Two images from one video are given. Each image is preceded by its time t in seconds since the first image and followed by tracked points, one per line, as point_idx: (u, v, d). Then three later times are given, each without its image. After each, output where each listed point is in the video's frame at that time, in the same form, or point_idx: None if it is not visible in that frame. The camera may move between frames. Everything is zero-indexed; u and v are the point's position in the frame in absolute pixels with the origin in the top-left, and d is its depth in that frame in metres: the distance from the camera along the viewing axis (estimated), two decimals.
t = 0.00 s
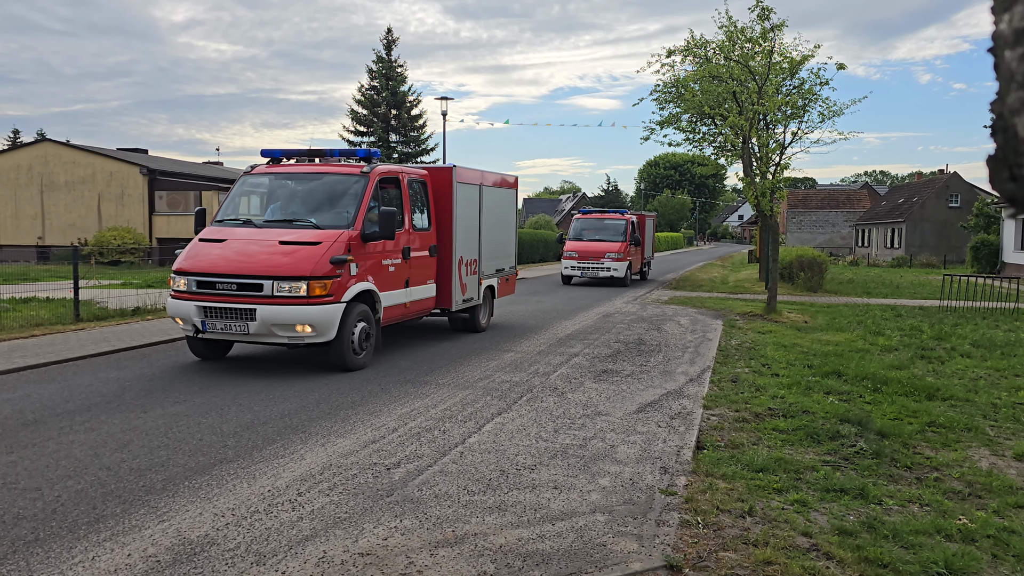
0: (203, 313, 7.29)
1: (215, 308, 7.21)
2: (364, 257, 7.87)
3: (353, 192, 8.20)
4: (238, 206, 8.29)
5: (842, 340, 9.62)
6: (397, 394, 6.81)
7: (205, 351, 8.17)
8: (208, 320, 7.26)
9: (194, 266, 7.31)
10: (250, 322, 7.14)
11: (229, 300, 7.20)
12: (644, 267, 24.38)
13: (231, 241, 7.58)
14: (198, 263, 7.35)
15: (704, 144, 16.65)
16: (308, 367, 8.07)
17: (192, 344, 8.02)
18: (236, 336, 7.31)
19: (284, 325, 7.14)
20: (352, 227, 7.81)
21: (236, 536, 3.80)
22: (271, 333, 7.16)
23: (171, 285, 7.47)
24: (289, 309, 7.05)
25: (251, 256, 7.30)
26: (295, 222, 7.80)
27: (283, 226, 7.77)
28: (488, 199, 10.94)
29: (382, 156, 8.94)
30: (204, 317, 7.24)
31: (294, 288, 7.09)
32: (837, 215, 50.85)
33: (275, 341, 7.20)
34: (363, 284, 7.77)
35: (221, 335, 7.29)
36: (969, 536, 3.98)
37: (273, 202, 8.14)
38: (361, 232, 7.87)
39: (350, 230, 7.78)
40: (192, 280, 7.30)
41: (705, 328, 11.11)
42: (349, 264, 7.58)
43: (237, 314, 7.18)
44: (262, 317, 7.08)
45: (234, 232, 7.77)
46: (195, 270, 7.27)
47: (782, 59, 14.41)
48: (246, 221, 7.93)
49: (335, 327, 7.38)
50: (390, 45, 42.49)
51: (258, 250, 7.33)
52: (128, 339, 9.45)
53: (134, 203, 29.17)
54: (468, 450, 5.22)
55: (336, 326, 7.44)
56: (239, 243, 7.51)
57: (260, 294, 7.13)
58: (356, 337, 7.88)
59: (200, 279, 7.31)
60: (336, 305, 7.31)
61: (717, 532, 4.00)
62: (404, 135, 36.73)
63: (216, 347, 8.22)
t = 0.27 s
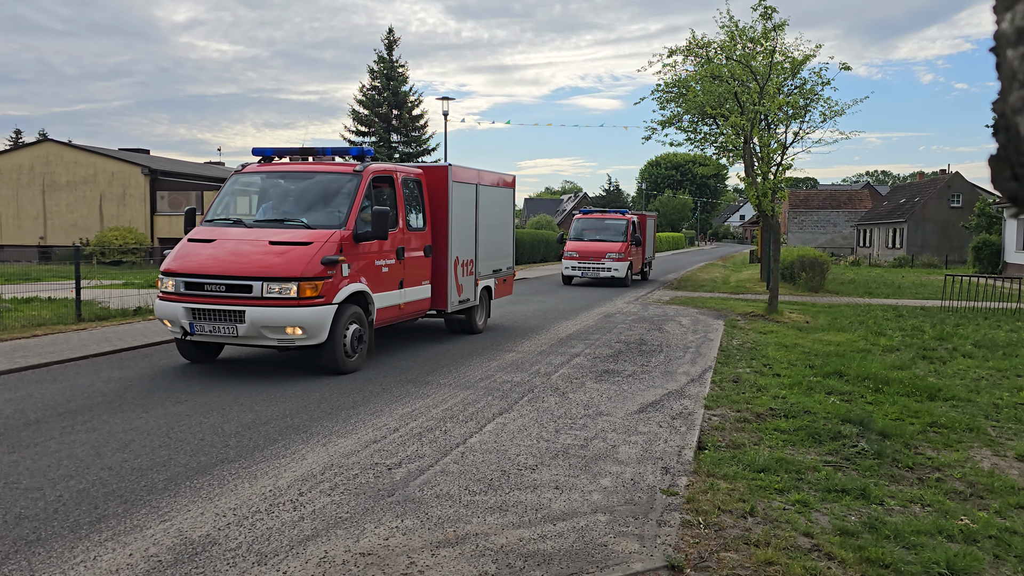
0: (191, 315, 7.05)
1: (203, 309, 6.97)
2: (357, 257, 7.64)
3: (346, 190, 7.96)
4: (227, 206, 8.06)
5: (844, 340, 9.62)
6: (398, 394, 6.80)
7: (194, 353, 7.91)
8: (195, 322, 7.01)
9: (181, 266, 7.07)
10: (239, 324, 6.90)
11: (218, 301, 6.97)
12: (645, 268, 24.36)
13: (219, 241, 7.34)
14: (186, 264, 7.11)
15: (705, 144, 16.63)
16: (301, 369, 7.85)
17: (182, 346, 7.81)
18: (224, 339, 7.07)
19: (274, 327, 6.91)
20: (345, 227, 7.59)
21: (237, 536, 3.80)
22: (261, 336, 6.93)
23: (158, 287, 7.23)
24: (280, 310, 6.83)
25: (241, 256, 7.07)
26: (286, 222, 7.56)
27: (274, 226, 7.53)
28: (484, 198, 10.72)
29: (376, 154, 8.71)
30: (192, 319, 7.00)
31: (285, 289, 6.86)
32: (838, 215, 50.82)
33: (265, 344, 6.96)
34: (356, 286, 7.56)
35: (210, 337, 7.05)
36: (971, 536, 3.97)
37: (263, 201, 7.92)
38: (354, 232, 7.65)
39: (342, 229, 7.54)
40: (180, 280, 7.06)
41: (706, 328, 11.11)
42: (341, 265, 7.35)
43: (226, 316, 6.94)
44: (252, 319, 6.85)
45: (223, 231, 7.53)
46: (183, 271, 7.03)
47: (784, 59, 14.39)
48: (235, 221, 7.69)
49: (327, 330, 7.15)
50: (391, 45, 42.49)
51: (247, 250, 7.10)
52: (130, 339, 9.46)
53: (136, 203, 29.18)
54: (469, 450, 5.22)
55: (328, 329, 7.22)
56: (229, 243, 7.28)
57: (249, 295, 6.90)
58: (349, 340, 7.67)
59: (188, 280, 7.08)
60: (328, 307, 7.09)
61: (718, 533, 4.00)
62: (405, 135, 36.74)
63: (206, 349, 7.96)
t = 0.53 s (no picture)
0: (175, 317, 6.92)
1: (187, 312, 6.83)
2: (344, 258, 7.49)
3: (333, 189, 7.82)
4: (213, 206, 7.90)
5: (841, 340, 9.64)
6: (395, 394, 6.81)
7: (179, 356, 7.75)
8: (179, 325, 6.88)
9: (164, 267, 6.93)
10: (223, 326, 6.76)
11: (201, 303, 6.83)
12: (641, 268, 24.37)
13: (203, 242, 7.20)
14: (170, 265, 6.97)
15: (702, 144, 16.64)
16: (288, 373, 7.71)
17: (165, 350, 7.63)
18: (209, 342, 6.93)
19: (259, 330, 6.77)
20: (332, 227, 7.44)
21: (233, 537, 3.81)
22: (246, 339, 6.79)
23: (141, 289, 7.08)
24: (264, 313, 6.68)
25: (226, 257, 6.93)
26: (272, 222, 7.42)
27: (259, 226, 7.39)
28: (476, 197, 10.54)
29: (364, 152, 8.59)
30: (175, 321, 6.86)
31: (270, 290, 6.72)
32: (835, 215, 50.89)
33: (250, 347, 6.83)
34: (343, 287, 7.41)
35: (194, 340, 6.91)
36: (967, 536, 3.98)
37: (250, 201, 7.76)
38: (341, 232, 7.49)
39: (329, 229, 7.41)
40: (163, 282, 6.93)
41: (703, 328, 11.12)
42: (327, 266, 7.21)
43: (209, 318, 6.80)
44: (236, 321, 6.71)
45: (208, 232, 7.39)
46: (167, 272, 6.90)
47: (780, 60, 14.40)
48: (221, 221, 7.56)
49: (313, 332, 7.01)
50: (388, 46, 42.45)
51: (232, 251, 6.96)
52: (127, 340, 9.46)
53: (132, 203, 29.12)
54: (465, 451, 5.22)
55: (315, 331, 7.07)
56: (213, 244, 7.13)
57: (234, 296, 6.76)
58: (336, 342, 7.52)
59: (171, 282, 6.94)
60: (314, 309, 6.95)
61: (715, 533, 4.01)
62: (402, 135, 36.74)
63: (191, 352, 7.82)
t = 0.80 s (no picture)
0: (156, 319, 6.81)
1: (168, 313, 6.73)
2: (331, 259, 7.37)
3: (320, 188, 7.70)
4: (197, 205, 7.75)
5: (836, 339, 9.65)
6: (391, 394, 6.82)
7: (162, 359, 7.62)
8: (160, 327, 6.77)
9: (146, 268, 6.82)
10: (205, 328, 6.66)
11: (183, 305, 6.72)
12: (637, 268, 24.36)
13: (187, 242, 7.09)
14: (151, 265, 6.86)
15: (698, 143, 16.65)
16: (273, 376, 7.59)
17: (147, 353, 7.49)
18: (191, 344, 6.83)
19: (243, 332, 6.67)
20: (318, 227, 7.32)
21: (228, 537, 3.81)
22: (229, 341, 6.69)
23: (122, 289, 6.97)
24: (248, 314, 6.59)
25: (209, 258, 6.82)
26: (257, 222, 7.30)
27: (244, 226, 7.27)
28: (467, 196, 10.42)
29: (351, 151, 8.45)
30: (156, 324, 6.75)
31: (254, 292, 6.61)
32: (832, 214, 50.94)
33: (233, 349, 6.73)
34: (330, 288, 7.29)
35: (176, 342, 6.80)
36: (961, 535, 3.99)
37: (235, 201, 7.62)
38: (328, 232, 7.37)
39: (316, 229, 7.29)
40: (144, 283, 6.81)
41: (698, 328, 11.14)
42: (313, 266, 7.10)
43: (192, 320, 6.70)
44: (218, 323, 6.60)
45: (191, 231, 7.27)
46: (148, 273, 6.79)
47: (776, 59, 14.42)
48: (205, 221, 7.43)
49: (298, 334, 6.91)
50: (384, 46, 42.36)
51: (215, 252, 6.85)
52: (123, 340, 9.45)
53: (127, 203, 28.99)
54: (461, 450, 5.23)
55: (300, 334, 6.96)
56: (197, 244, 7.02)
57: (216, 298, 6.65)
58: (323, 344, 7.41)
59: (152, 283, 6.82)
60: (299, 311, 6.84)
61: (709, 532, 4.01)
62: (398, 135, 36.70)
63: (174, 354, 7.69)
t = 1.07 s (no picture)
0: (137, 322, 6.62)
1: (150, 316, 6.54)
2: (318, 260, 7.22)
3: (307, 187, 7.53)
4: (180, 205, 7.57)
5: (830, 339, 9.67)
6: (386, 395, 6.81)
7: (144, 362, 7.47)
8: (142, 330, 6.59)
9: (127, 270, 6.64)
10: (188, 331, 6.47)
11: (165, 307, 6.54)
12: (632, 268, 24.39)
13: (170, 242, 6.91)
14: (133, 267, 6.68)
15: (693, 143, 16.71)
16: (257, 379, 7.44)
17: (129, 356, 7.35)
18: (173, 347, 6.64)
19: (226, 335, 6.49)
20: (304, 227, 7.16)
21: (223, 538, 3.80)
22: (212, 344, 6.51)
23: (103, 291, 6.79)
24: (231, 317, 6.40)
25: (192, 258, 6.64)
26: (242, 221, 7.13)
27: (229, 226, 7.09)
28: (458, 197, 10.29)
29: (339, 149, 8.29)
30: (138, 327, 6.57)
31: (238, 293, 6.44)
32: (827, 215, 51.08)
33: (216, 352, 6.54)
34: (316, 290, 7.12)
35: (158, 345, 6.61)
36: (955, 535, 4.00)
37: (219, 200, 7.44)
38: (314, 233, 7.22)
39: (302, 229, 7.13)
40: (125, 285, 6.63)
41: (694, 328, 11.16)
42: (299, 267, 6.93)
43: (175, 322, 6.52)
44: (201, 325, 6.41)
45: (175, 232, 7.09)
46: (129, 275, 6.61)
47: (770, 60, 14.46)
48: (189, 220, 7.25)
49: (284, 337, 6.74)
50: (379, 46, 42.29)
51: (198, 252, 6.67)
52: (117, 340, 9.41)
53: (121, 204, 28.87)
54: (456, 451, 5.23)
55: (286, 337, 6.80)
56: (180, 244, 6.85)
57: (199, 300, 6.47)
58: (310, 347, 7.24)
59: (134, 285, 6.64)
60: (284, 313, 6.66)
61: (704, 532, 4.02)
62: (393, 135, 36.67)
63: (157, 357, 7.54)
